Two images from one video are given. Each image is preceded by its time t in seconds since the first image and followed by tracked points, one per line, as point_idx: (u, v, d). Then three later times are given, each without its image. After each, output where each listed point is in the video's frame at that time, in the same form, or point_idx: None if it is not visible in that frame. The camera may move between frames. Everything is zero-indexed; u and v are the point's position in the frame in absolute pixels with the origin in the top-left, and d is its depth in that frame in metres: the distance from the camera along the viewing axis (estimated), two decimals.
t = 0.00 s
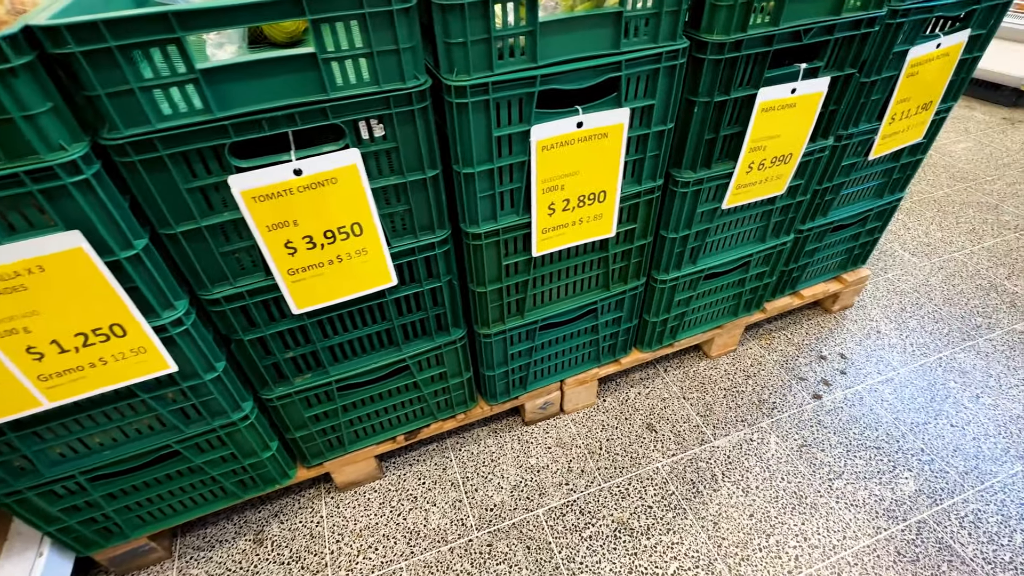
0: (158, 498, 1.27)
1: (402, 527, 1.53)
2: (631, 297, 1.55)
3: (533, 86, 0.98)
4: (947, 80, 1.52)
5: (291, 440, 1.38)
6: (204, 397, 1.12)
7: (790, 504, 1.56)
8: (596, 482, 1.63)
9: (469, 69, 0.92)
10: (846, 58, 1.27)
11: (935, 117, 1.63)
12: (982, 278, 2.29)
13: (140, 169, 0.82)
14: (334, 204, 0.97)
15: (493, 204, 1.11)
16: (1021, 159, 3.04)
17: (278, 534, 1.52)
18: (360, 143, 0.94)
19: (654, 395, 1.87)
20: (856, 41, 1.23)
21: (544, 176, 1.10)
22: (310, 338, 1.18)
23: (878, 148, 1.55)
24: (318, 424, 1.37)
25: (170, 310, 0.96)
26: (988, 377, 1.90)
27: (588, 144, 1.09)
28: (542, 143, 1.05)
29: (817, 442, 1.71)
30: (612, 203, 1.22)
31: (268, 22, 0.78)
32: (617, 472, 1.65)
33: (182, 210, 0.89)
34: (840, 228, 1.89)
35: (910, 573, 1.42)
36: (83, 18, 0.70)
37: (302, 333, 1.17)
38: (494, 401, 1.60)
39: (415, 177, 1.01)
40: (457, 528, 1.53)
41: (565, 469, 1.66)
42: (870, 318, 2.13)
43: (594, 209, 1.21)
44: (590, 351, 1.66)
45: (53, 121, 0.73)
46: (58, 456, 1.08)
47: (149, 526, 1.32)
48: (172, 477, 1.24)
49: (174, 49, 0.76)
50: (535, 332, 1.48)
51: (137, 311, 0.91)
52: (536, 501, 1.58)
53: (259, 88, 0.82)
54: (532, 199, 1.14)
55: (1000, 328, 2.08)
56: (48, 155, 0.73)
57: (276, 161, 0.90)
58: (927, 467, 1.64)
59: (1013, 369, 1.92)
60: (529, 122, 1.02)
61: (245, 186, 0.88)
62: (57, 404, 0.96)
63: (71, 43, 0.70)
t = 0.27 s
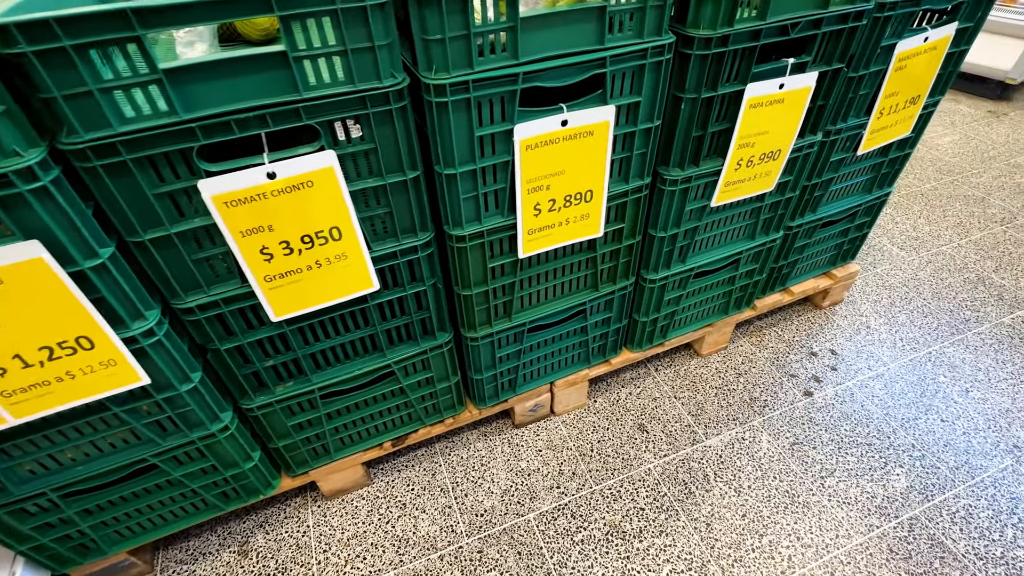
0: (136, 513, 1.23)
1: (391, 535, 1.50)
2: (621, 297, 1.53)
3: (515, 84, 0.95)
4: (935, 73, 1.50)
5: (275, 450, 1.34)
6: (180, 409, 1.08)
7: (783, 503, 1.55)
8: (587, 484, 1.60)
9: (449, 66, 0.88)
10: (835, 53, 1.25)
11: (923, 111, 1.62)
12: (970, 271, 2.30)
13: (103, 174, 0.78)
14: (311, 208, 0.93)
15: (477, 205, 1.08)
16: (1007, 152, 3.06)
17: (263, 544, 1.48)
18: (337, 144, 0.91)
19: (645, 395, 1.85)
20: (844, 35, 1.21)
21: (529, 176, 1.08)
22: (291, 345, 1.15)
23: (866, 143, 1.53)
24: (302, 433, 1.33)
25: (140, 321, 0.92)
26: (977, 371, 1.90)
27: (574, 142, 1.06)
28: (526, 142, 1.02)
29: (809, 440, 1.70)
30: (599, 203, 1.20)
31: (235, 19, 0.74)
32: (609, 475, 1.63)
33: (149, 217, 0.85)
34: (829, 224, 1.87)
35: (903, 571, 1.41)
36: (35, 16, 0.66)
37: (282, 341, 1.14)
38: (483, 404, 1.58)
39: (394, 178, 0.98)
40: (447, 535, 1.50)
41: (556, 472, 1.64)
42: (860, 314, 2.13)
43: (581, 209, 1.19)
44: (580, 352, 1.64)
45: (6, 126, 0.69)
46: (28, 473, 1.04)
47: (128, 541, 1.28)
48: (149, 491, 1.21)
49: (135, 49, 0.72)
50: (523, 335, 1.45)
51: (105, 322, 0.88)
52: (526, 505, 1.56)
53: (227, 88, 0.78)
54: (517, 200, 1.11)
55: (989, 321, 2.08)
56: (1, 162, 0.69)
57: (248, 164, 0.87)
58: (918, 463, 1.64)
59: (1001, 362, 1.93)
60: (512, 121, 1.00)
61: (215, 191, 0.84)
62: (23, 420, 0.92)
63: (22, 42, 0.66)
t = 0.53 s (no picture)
0: (117, 524, 1.20)
1: (382, 541, 1.47)
2: (614, 297, 1.50)
3: (504, 79, 0.92)
4: (930, 67, 1.48)
5: (261, 457, 1.31)
6: (160, 418, 1.04)
7: (779, 503, 1.53)
8: (582, 486, 1.58)
9: (434, 61, 0.85)
10: (830, 46, 1.22)
11: (918, 106, 1.60)
12: (964, 266, 2.29)
13: (70, 176, 0.74)
14: (292, 210, 0.90)
15: (466, 205, 1.05)
16: (999, 145, 3.05)
17: (252, 553, 1.45)
18: (318, 143, 0.87)
19: (640, 395, 1.83)
20: (840, 28, 1.19)
21: (519, 175, 1.04)
22: (275, 351, 1.12)
23: (862, 138, 1.51)
24: (289, 440, 1.30)
25: (115, 328, 0.88)
26: (972, 367, 1.89)
27: (564, 139, 1.03)
28: (515, 139, 0.99)
29: (805, 439, 1.69)
30: (591, 201, 1.17)
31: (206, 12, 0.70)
32: (604, 476, 1.61)
33: (122, 220, 0.81)
34: (824, 220, 1.85)
35: (900, 570, 1.40)
36: None
37: (266, 346, 1.10)
38: (475, 407, 1.55)
39: (379, 178, 0.94)
40: (439, 540, 1.47)
41: (550, 474, 1.61)
42: (855, 310, 2.11)
43: (573, 208, 1.16)
44: (573, 353, 1.61)
45: None
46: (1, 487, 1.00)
47: (109, 553, 1.25)
48: (131, 502, 1.17)
49: (99, 44, 0.68)
50: (515, 336, 1.43)
51: (77, 331, 0.84)
52: (520, 509, 1.54)
53: (199, 85, 0.75)
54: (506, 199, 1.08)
55: (983, 316, 2.07)
56: None
57: (225, 164, 0.83)
58: (914, 461, 1.63)
59: (996, 358, 1.92)
60: (500, 118, 0.96)
61: (190, 193, 0.81)
62: None
63: None
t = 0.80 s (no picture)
0: (103, 532, 1.17)
1: (376, 546, 1.45)
2: (612, 296, 1.47)
3: (498, 74, 0.88)
4: (933, 61, 1.46)
5: (251, 462, 1.28)
6: (145, 424, 1.01)
7: (778, 504, 1.52)
8: (579, 488, 1.56)
9: (425, 55, 0.82)
10: (833, 40, 1.19)
11: (921, 101, 1.57)
12: (963, 263, 2.27)
13: (43, 176, 0.71)
14: (278, 209, 0.86)
15: (459, 204, 1.02)
16: (998, 141, 3.03)
17: (243, 558, 1.42)
18: (305, 141, 0.84)
19: (637, 395, 1.81)
20: (843, 21, 1.16)
21: (515, 173, 1.01)
22: (263, 354, 1.08)
23: (863, 134, 1.49)
24: (279, 444, 1.27)
25: (94, 334, 0.85)
26: (971, 365, 1.87)
27: (561, 136, 1.00)
28: (510, 136, 0.95)
29: (804, 439, 1.67)
30: (588, 199, 1.14)
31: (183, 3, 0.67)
32: (601, 478, 1.58)
33: (99, 222, 0.78)
34: (824, 217, 1.83)
35: (900, 572, 1.38)
36: None
37: (254, 349, 1.07)
38: (470, 409, 1.52)
39: (370, 177, 0.91)
40: (434, 544, 1.45)
41: (547, 476, 1.59)
42: (854, 308, 2.09)
43: (570, 206, 1.13)
44: (570, 353, 1.59)
45: None
46: None
47: (95, 562, 1.22)
48: (117, 509, 1.14)
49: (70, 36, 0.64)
50: (511, 337, 1.40)
51: (54, 337, 0.80)
52: (517, 511, 1.51)
53: (178, 80, 0.71)
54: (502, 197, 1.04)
55: (982, 314, 2.05)
56: None
57: (207, 163, 0.80)
58: (914, 461, 1.61)
59: (996, 356, 1.90)
60: (494, 114, 0.93)
61: (170, 193, 0.77)
62: None
63: None
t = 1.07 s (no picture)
0: (101, 537, 1.16)
1: (374, 550, 1.45)
2: (611, 301, 1.47)
3: (498, 81, 0.87)
4: (935, 66, 1.45)
5: (249, 467, 1.27)
6: (142, 432, 1.00)
7: (775, 508, 1.52)
8: (577, 492, 1.56)
9: (424, 63, 0.81)
10: (836, 45, 1.18)
11: (922, 105, 1.56)
12: (961, 265, 2.27)
13: (38, 187, 0.70)
14: (276, 218, 0.85)
15: (459, 211, 1.01)
16: (997, 142, 3.03)
17: (241, 562, 1.42)
18: (303, 149, 0.83)
19: (636, 398, 1.81)
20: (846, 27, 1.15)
21: (515, 180, 1.00)
22: (261, 361, 1.08)
23: (864, 138, 1.48)
24: (277, 449, 1.26)
25: (91, 343, 0.84)
26: (969, 369, 1.88)
27: (561, 143, 0.99)
28: (510, 144, 0.95)
29: (802, 442, 1.67)
30: (589, 206, 1.13)
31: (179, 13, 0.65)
32: (599, 482, 1.58)
33: (95, 232, 0.77)
34: (824, 221, 1.83)
35: None
36: None
37: (251, 356, 1.06)
38: (468, 413, 1.52)
39: (369, 185, 0.90)
40: (432, 548, 1.45)
41: (545, 480, 1.59)
42: (852, 310, 2.10)
43: (570, 213, 1.12)
44: (569, 357, 1.58)
45: None
46: None
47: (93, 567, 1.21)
48: (115, 515, 1.14)
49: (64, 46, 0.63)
50: (510, 341, 1.39)
51: (50, 348, 0.80)
52: (515, 515, 1.51)
53: (174, 89, 0.70)
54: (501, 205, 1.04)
55: (980, 317, 2.06)
56: None
57: (204, 172, 0.79)
58: (911, 465, 1.62)
59: (993, 360, 1.91)
60: (495, 122, 0.92)
61: (167, 203, 0.76)
62: None
63: None
